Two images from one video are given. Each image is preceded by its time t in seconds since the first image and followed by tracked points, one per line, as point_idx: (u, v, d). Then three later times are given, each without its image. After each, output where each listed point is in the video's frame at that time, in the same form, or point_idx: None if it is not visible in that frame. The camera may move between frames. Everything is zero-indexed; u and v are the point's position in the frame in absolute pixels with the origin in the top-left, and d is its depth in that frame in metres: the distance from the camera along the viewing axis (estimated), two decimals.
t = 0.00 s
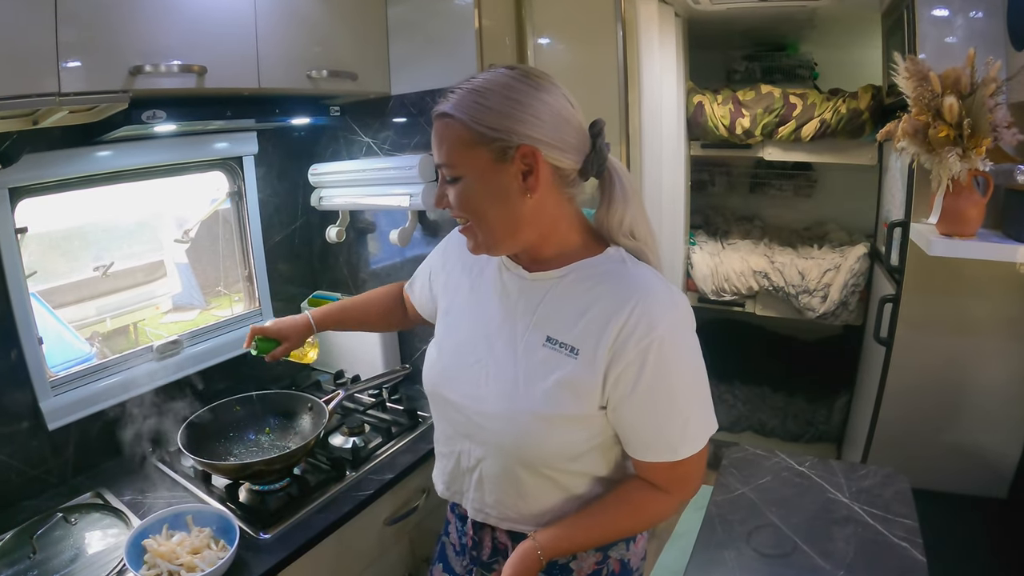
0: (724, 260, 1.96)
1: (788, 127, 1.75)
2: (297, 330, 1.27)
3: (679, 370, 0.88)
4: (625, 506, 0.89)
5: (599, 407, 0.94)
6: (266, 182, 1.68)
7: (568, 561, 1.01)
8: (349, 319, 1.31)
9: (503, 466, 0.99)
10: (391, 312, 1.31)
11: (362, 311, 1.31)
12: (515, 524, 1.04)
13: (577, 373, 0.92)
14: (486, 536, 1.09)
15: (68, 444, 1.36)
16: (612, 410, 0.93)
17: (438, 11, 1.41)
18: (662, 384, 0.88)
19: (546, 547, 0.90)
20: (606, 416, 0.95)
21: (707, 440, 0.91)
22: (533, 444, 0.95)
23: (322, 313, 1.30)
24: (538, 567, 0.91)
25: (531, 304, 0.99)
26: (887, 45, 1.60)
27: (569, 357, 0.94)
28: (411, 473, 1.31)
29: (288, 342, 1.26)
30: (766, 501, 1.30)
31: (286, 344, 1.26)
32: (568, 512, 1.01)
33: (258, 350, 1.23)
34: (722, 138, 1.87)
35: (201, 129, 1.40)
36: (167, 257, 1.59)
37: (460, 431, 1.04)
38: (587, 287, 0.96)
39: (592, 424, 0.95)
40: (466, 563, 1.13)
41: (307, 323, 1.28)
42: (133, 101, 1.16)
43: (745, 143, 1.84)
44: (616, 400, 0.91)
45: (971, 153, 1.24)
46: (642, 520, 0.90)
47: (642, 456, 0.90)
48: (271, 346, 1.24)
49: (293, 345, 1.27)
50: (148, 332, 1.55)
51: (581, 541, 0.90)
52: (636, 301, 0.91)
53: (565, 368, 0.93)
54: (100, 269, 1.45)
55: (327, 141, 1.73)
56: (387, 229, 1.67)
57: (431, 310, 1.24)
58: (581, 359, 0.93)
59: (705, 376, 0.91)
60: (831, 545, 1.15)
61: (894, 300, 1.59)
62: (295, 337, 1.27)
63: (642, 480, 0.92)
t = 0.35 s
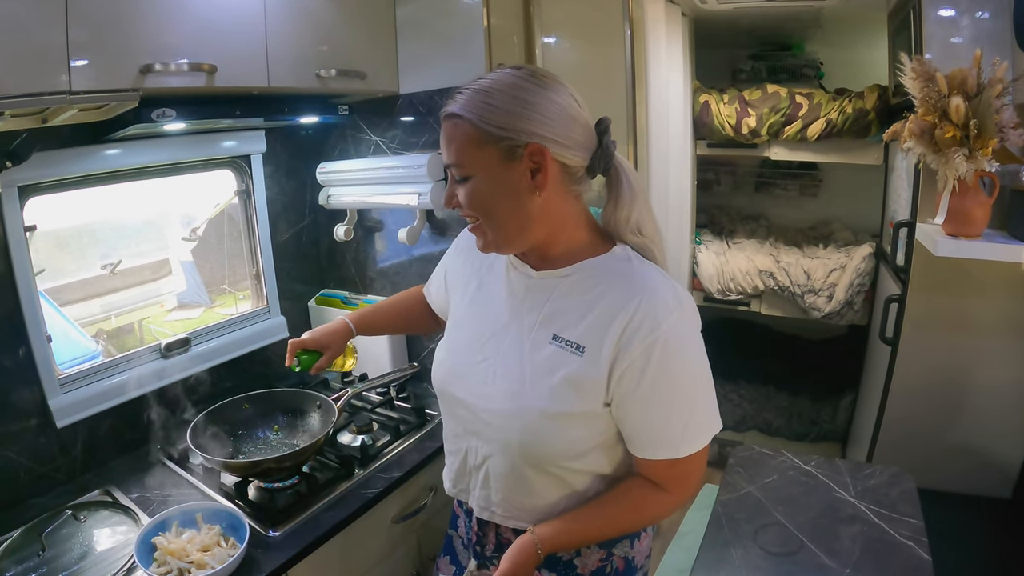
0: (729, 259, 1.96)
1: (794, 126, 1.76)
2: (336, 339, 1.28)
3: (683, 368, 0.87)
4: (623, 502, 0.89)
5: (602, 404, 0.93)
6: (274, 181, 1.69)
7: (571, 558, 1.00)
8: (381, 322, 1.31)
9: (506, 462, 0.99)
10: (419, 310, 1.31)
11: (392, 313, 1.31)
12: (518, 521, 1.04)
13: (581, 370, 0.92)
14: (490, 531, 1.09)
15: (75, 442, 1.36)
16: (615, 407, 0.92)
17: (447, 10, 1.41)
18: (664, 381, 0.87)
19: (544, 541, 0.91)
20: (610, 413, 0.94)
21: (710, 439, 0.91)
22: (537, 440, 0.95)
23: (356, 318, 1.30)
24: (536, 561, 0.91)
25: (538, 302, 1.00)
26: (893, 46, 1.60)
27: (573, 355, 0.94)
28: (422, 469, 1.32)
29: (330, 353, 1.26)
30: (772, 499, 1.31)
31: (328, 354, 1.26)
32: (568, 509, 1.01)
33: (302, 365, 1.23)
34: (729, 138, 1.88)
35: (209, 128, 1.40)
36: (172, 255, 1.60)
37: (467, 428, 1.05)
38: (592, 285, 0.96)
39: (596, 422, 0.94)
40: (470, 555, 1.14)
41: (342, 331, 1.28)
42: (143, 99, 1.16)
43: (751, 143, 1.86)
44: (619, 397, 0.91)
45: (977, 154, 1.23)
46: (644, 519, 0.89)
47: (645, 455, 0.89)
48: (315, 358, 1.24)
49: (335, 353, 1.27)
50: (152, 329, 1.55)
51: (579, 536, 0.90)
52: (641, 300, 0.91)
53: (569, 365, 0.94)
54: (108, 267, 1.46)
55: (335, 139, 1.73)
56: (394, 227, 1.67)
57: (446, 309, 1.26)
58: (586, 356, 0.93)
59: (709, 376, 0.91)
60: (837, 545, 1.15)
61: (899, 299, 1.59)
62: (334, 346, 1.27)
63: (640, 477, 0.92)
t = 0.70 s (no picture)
0: (736, 258, 1.97)
1: (801, 125, 1.77)
2: (327, 334, 1.27)
3: (687, 369, 0.87)
4: (633, 503, 0.89)
5: (608, 404, 0.93)
6: (282, 179, 1.69)
7: (578, 557, 1.01)
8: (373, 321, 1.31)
9: (513, 461, 1.00)
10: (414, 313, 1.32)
11: (387, 313, 1.32)
12: (525, 518, 1.04)
13: (586, 371, 0.92)
14: (498, 528, 1.09)
15: (84, 440, 1.37)
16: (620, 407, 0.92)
17: (455, 8, 1.41)
18: (669, 382, 0.87)
19: (555, 544, 0.90)
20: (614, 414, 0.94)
21: (715, 440, 0.90)
22: (543, 439, 0.96)
23: (350, 317, 1.30)
24: (547, 564, 0.91)
25: (544, 303, 1.00)
26: (901, 44, 1.59)
27: (579, 355, 0.94)
28: (432, 468, 1.33)
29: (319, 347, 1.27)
30: (780, 497, 1.31)
31: (317, 350, 1.26)
32: (578, 508, 1.01)
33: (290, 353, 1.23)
34: (735, 137, 1.87)
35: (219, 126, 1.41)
36: (178, 254, 1.59)
37: (474, 426, 1.05)
38: (598, 286, 0.96)
39: (601, 422, 0.94)
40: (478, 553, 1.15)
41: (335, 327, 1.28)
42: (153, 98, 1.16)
43: (757, 141, 1.84)
44: (623, 397, 0.91)
45: (985, 153, 1.24)
46: (651, 519, 0.89)
47: (651, 455, 0.89)
48: (303, 351, 1.24)
49: (324, 348, 1.27)
50: (157, 327, 1.54)
51: (589, 539, 0.90)
52: (646, 300, 0.91)
53: (574, 366, 0.94)
54: (116, 266, 1.45)
55: (344, 138, 1.73)
56: (402, 226, 1.68)
57: (455, 306, 1.26)
58: (591, 357, 0.93)
59: (715, 377, 0.91)
60: (845, 543, 1.15)
61: (906, 299, 1.58)
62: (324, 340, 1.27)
63: (650, 478, 0.92)
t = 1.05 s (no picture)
0: (735, 254, 1.99)
1: (800, 122, 1.78)
2: (318, 335, 1.30)
3: (681, 355, 0.89)
4: (628, 489, 0.91)
5: (604, 391, 0.96)
6: (287, 174, 1.72)
7: (579, 542, 1.02)
8: (364, 317, 1.33)
9: (513, 449, 1.02)
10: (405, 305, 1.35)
11: (376, 308, 1.34)
12: (527, 506, 1.06)
13: (583, 359, 0.95)
14: (500, 515, 1.12)
15: (92, 430, 1.39)
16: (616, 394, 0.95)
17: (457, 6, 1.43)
18: (663, 368, 0.89)
19: (553, 529, 0.91)
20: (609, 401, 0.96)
21: (710, 425, 0.92)
22: (542, 426, 0.98)
23: (339, 315, 1.33)
24: (544, 549, 0.92)
25: (541, 293, 1.02)
26: (898, 42, 1.60)
27: (575, 344, 0.96)
28: (431, 458, 1.35)
29: (307, 347, 1.28)
30: (778, 487, 1.33)
31: (306, 350, 1.28)
32: (577, 494, 1.03)
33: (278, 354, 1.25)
34: (735, 133, 1.90)
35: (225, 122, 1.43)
36: (181, 250, 1.60)
37: (475, 416, 1.07)
38: (594, 276, 0.98)
39: (599, 409, 0.96)
40: (482, 541, 1.16)
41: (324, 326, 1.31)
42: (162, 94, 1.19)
43: (756, 138, 1.88)
44: (619, 383, 0.93)
45: (979, 149, 1.25)
46: (647, 504, 0.91)
47: (647, 439, 0.91)
48: (291, 349, 1.26)
49: (312, 346, 1.29)
50: (161, 324, 1.56)
51: (587, 523, 0.91)
52: (639, 289, 0.93)
53: (571, 354, 0.96)
54: (123, 260, 1.48)
55: (347, 134, 1.76)
56: (405, 220, 1.70)
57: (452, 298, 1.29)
58: (587, 345, 0.95)
59: (708, 361, 0.93)
60: (841, 532, 1.17)
61: (903, 294, 1.60)
62: (314, 341, 1.29)
63: (644, 463, 0.94)
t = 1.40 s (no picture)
0: (740, 255, 2.02)
1: (804, 126, 1.81)
2: (326, 334, 1.33)
3: (694, 352, 0.93)
4: (643, 480, 0.95)
5: (619, 388, 0.99)
6: (301, 175, 1.74)
7: (594, 531, 1.06)
8: (372, 328, 1.37)
9: (531, 444, 1.05)
10: (412, 322, 1.38)
11: (387, 322, 1.37)
12: (544, 496, 1.09)
13: (600, 358, 0.98)
14: (519, 506, 1.15)
15: (111, 426, 1.42)
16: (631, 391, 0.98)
17: (472, 12, 1.46)
18: (678, 365, 0.93)
19: (572, 520, 0.94)
20: (624, 396, 1.00)
21: (720, 419, 0.96)
22: (559, 422, 1.01)
23: (351, 319, 1.36)
24: (563, 541, 0.94)
25: (557, 294, 1.05)
26: (901, 46, 1.64)
27: (593, 343, 0.99)
28: (445, 454, 1.39)
29: (314, 345, 1.31)
30: (781, 481, 1.36)
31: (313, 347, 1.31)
32: (592, 486, 1.06)
33: (286, 350, 1.28)
34: (740, 137, 1.93)
35: (245, 124, 1.46)
36: (187, 249, 1.61)
37: (493, 412, 1.10)
38: (610, 277, 1.01)
39: (614, 405, 1.00)
40: (498, 534, 1.20)
41: (334, 327, 1.34)
42: (187, 97, 1.21)
43: (760, 142, 1.90)
44: (635, 381, 0.97)
45: (978, 154, 1.29)
46: (660, 494, 0.95)
47: (660, 433, 0.95)
48: (300, 347, 1.29)
49: (321, 347, 1.32)
50: (165, 323, 1.57)
51: (604, 514, 0.94)
52: (654, 290, 0.96)
53: (589, 353, 0.99)
54: (138, 259, 1.50)
55: (362, 135, 1.78)
56: (418, 220, 1.73)
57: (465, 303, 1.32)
58: (605, 344, 0.98)
59: (719, 357, 0.96)
60: (842, 525, 1.21)
61: (904, 294, 1.64)
62: (322, 340, 1.32)
63: (657, 455, 0.98)
